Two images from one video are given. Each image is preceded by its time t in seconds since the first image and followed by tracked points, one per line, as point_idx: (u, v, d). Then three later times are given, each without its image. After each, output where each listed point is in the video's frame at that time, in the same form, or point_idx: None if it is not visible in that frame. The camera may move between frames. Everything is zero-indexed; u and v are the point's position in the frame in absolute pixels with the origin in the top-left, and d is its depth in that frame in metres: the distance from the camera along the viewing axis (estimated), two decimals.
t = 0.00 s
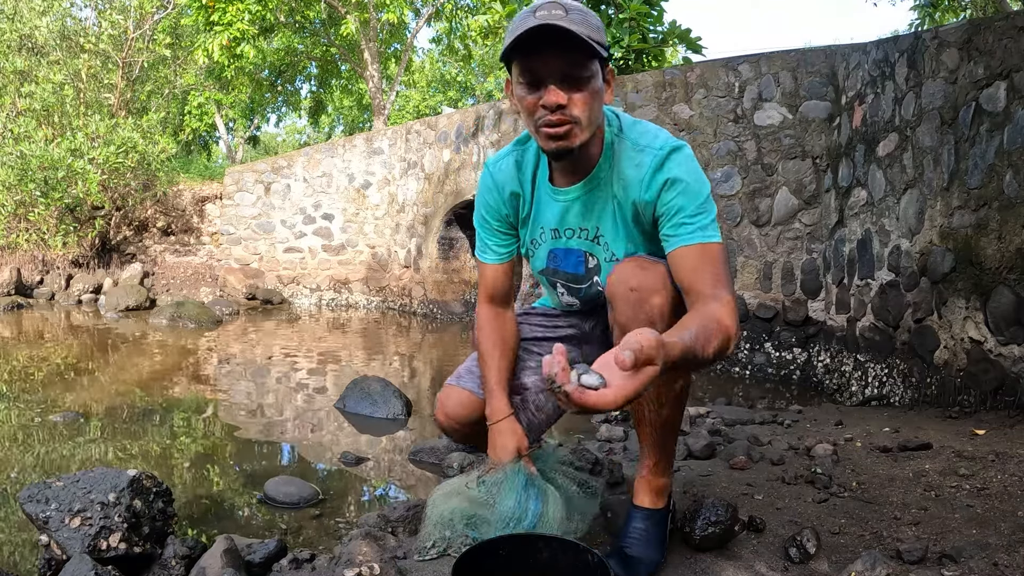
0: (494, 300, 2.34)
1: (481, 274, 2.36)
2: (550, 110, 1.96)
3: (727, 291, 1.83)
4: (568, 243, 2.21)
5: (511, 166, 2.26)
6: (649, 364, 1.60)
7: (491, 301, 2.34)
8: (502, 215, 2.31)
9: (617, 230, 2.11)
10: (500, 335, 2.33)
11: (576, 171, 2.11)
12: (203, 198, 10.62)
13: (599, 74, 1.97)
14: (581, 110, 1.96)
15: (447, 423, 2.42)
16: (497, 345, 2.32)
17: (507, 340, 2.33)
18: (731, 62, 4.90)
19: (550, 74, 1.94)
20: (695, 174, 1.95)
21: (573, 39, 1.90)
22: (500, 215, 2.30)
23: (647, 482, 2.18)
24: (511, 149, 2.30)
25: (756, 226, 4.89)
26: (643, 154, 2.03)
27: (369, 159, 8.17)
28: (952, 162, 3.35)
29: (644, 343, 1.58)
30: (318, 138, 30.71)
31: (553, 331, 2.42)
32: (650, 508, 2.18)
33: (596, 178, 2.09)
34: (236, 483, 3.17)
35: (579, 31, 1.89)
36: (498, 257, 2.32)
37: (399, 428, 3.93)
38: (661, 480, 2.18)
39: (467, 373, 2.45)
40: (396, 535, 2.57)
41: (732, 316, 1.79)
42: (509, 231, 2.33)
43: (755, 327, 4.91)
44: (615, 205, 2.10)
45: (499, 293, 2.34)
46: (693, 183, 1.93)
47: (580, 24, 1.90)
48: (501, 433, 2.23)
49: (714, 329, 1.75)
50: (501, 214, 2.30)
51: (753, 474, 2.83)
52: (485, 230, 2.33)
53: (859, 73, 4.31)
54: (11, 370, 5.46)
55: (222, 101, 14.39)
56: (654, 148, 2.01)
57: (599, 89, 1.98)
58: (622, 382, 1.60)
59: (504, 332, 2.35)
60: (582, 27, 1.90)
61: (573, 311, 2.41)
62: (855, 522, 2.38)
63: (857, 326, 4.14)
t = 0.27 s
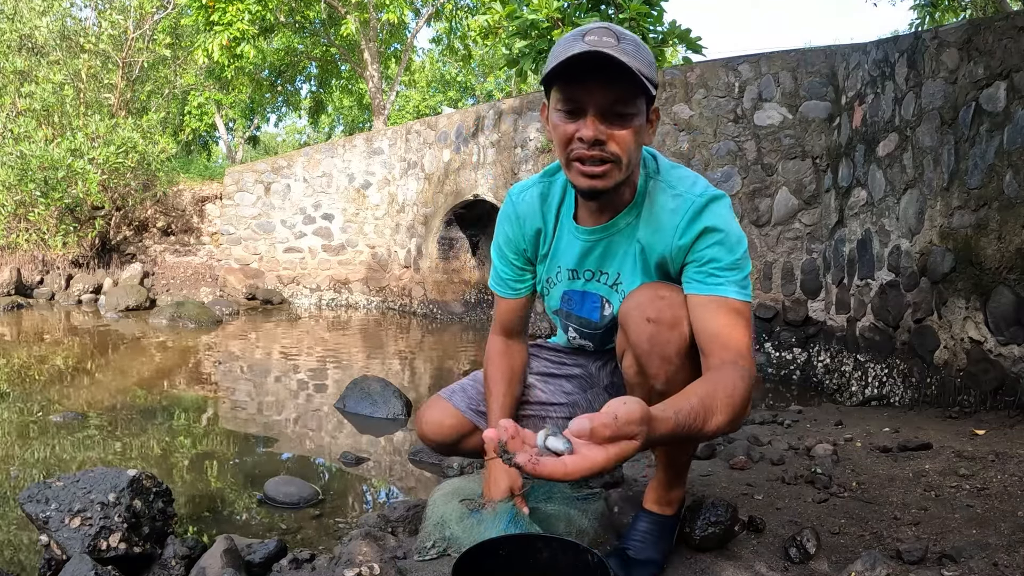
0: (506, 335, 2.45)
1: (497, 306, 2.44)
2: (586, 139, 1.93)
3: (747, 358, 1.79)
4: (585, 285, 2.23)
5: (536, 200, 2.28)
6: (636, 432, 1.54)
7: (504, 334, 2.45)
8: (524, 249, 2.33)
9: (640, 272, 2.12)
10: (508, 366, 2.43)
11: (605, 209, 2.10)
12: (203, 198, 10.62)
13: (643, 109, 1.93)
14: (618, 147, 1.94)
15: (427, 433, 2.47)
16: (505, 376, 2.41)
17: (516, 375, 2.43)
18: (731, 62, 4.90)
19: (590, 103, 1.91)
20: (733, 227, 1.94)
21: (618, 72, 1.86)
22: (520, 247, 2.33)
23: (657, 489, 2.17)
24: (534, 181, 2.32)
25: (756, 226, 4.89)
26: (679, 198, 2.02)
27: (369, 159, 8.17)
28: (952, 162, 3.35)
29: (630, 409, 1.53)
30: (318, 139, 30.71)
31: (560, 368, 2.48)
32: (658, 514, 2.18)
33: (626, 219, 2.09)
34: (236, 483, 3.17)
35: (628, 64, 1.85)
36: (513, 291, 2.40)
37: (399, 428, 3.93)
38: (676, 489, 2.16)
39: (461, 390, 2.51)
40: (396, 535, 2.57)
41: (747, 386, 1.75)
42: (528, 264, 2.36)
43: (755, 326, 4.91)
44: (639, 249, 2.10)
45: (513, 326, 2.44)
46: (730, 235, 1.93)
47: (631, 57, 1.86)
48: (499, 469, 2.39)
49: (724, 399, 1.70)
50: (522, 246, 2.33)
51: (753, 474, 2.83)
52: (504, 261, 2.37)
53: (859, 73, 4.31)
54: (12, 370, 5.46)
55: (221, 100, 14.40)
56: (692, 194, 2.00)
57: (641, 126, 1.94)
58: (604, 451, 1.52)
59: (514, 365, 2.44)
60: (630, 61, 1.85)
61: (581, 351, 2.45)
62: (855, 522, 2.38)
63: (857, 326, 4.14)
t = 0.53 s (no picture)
0: (521, 338, 2.47)
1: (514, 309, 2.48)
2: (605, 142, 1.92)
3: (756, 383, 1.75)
4: (599, 294, 2.25)
5: (557, 206, 2.32)
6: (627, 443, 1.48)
7: (522, 336, 2.48)
8: (545, 253, 2.37)
9: (654, 284, 2.11)
10: (522, 368, 2.45)
11: (623, 216, 2.10)
12: (203, 198, 10.62)
13: (665, 116, 1.92)
14: (635, 152, 1.93)
15: (429, 415, 2.59)
16: (519, 378, 2.44)
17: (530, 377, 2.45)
18: (731, 62, 4.90)
19: (612, 105, 1.91)
20: (752, 247, 1.91)
21: (641, 75, 1.86)
22: (540, 251, 2.38)
23: (658, 491, 2.16)
24: (558, 187, 2.36)
25: (756, 226, 4.89)
26: (700, 213, 2.01)
27: (369, 159, 8.18)
28: (952, 161, 3.35)
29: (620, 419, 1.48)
30: (318, 139, 30.74)
31: (570, 377, 2.50)
32: (658, 514, 2.17)
33: (644, 229, 2.10)
34: (236, 483, 3.17)
35: (651, 68, 1.85)
36: (532, 294, 2.43)
37: (399, 427, 3.93)
38: (676, 492, 2.14)
39: (471, 380, 2.61)
40: (396, 535, 2.57)
41: (752, 411, 1.70)
42: (549, 268, 2.40)
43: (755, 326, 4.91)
44: (654, 261, 2.09)
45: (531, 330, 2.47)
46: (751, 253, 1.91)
47: (655, 61, 1.86)
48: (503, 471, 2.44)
49: (726, 422, 1.65)
50: (543, 250, 2.37)
51: (753, 474, 2.83)
52: (526, 264, 2.41)
53: (859, 73, 4.31)
54: (11, 370, 5.46)
55: (222, 100, 14.40)
56: (713, 209, 1.99)
57: (661, 133, 1.93)
58: (593, 462, 1.46)
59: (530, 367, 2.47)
60: (653, 64, 1.85)
61: (592, 360, 2.48)
62: (855, 522, 2.38)
63: (857, 326, 4.14)
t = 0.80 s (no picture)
0: (533, 336, 2.51)
1: (527, 309, 2.52)
2: (604, 149, 1.92)
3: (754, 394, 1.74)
4: (605, 299, 2.25)
5: (567, 211, 2.34)
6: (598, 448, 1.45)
7: (532, 336, 2.52)
8: (555, 257, 2.40)
9: (657, 290, 2.10)
10: (529, 366, 2.48)
11: (626, 222, 2.11)
12: (203, 198, 10.63)
13: (664, 122, 1.91)
14: (633, 158, 1.93)
15: (438, 395, 2.63)
16: (525, 374, 2.47)
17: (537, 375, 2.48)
18: (731, 62, 4.90)
19: (610, 114, 1.91)
20: (754, 255, 1.90)
21: (637, 83, 1.86)
22: (551, 255, 2.41)
23: (658, 493, 2.15)
24: (569, 193, 2.38)
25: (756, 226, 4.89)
26: (703, 219, 2.00)
27: (369, 159, 8.18)
28: (952, 161, 3.35)
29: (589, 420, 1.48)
30: (318, 139, 30.75)
31: (579, 378, 2.51)
32: (659, 515, 2.17)
33: (647, 236, 2.10)
34: (236, 483, 3.17)
35: (648, 75, 1.84)
36: (543, 298, 2.47)
37: (399, 427, 3.93)
38: (677, 495, 2.13)
39: (482, 369, 2.64)
40: (396, 535, 2.57)
41: (751, 417, 1.68)
42: (559, 273, 2.43)
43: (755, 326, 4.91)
44: (657, 267, 2.09)
45: (540, 330, 2.51)
46: (753, 260, 1.90)
47: (651, 68, 1.85)
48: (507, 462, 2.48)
49: (723, 428, 1.64)
50: (553, 254, 2.40)
51: (753, 474, 2.82)
52: (536, 268, 2.44)
53: (859, 73, 4.31)
54: (11, 370, 5.46)
55: (222, 100, 14.39)
56: (716, 216, 1.98)
57: (660, 139, 1.92)
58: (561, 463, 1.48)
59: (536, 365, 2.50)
60: (649, 72, 1.84)
61: (601, 365, 2.49)
62: (855, 522, 2.38)
63: (857, 326, 4.14)
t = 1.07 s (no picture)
0: (538, 333, 2.50)
1: (530, 308, 2.52)
2: (603, 150, 1.93)
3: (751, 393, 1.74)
4: (607, 298, 2.25)
5: (570, 210, 2.34)
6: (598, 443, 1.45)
7: (535, 333, 2.50)
8: (558, 256, 2.41)
9: (658, 289, 2.10)
10: (532, 364, 2.47)
11: (627, 220, 2.11)
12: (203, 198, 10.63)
13: (662, 122, 1.91)
14: (632, 158, 1.93)
15: (442, 390, 2.61)
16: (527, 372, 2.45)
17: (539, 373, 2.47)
18: (731, 62, 4.90)
19: (608, 115, 1.91)
20: (754, 254, 1.90)
21: (633, 84, 1.86)
22: (553, 253, 2.41)
23: (658, 492, 2.15)
24: (572, 192, 2.38)
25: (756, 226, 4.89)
26: (703, 219, 2.00)
27: (369, 159, 8.18)
28: (952, 161, 3.35)
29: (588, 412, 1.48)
30: (318, 139, 30.75)
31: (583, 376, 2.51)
32: (658, 515, 2.17)
33: (648, 236, 2.10)
34: (236, 483, 3.17)
35: (645, 76, 1.84)
36: (546, 296, 2.47)
37: (399, 428, 3.93)
38: (677, 494, 2.14)
39: (486, 363, 2.63)
40: (396, 535, 2.57)
41: (747, 414, 1.69)
42: (562, 271, 2.43)
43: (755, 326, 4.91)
44: (657, 267, 2.09)
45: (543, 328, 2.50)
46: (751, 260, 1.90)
47: (648, 69, 1.85)
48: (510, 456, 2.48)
49: (716, 423, 1.65)
50: (556, 252, 2.40)
51: (753, 474, 2.82)
52: (539, 267, 2.45)
53: (859, 73, 4.32)
54: (11, 370, 5.46)
55: (222, 100, 14.39)
56: (716, 216, 1.98)
57: (658, 138, 1.92)
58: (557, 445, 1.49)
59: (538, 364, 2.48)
60: (645, 73, 1.84)
61: (604, 364, 2.50)
62: (855, 522, 2.38)
63: (857, 326, 4.14)
